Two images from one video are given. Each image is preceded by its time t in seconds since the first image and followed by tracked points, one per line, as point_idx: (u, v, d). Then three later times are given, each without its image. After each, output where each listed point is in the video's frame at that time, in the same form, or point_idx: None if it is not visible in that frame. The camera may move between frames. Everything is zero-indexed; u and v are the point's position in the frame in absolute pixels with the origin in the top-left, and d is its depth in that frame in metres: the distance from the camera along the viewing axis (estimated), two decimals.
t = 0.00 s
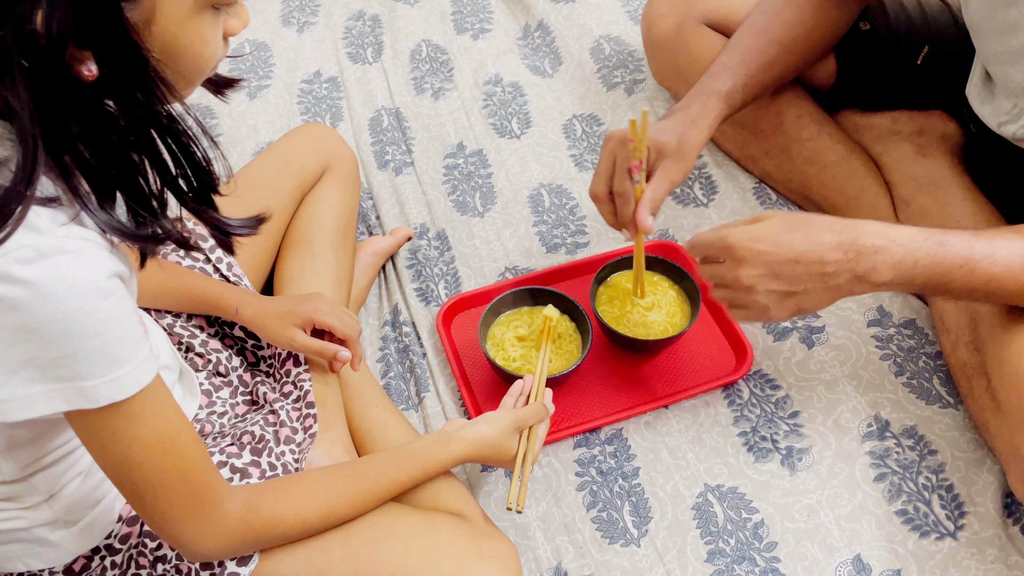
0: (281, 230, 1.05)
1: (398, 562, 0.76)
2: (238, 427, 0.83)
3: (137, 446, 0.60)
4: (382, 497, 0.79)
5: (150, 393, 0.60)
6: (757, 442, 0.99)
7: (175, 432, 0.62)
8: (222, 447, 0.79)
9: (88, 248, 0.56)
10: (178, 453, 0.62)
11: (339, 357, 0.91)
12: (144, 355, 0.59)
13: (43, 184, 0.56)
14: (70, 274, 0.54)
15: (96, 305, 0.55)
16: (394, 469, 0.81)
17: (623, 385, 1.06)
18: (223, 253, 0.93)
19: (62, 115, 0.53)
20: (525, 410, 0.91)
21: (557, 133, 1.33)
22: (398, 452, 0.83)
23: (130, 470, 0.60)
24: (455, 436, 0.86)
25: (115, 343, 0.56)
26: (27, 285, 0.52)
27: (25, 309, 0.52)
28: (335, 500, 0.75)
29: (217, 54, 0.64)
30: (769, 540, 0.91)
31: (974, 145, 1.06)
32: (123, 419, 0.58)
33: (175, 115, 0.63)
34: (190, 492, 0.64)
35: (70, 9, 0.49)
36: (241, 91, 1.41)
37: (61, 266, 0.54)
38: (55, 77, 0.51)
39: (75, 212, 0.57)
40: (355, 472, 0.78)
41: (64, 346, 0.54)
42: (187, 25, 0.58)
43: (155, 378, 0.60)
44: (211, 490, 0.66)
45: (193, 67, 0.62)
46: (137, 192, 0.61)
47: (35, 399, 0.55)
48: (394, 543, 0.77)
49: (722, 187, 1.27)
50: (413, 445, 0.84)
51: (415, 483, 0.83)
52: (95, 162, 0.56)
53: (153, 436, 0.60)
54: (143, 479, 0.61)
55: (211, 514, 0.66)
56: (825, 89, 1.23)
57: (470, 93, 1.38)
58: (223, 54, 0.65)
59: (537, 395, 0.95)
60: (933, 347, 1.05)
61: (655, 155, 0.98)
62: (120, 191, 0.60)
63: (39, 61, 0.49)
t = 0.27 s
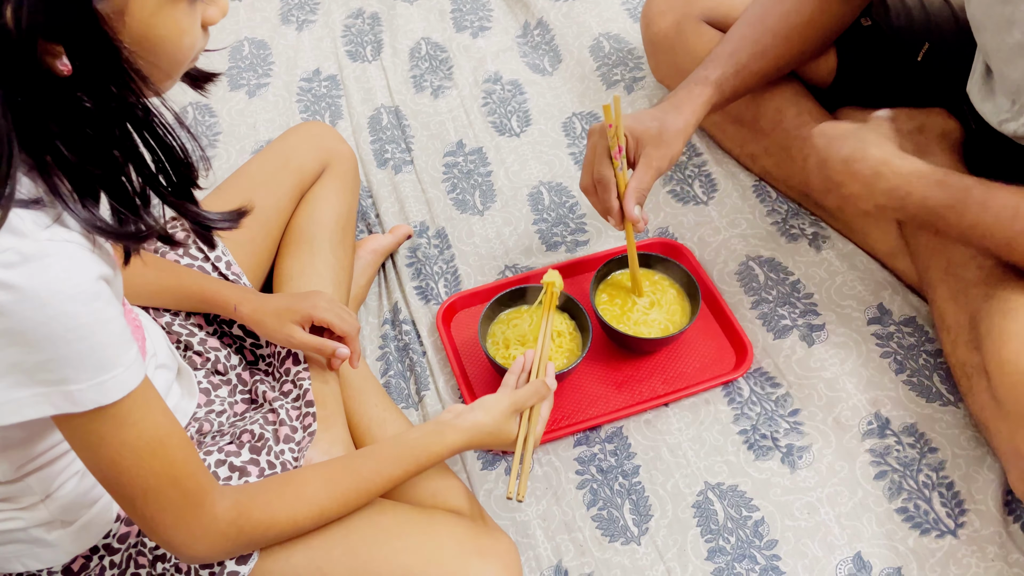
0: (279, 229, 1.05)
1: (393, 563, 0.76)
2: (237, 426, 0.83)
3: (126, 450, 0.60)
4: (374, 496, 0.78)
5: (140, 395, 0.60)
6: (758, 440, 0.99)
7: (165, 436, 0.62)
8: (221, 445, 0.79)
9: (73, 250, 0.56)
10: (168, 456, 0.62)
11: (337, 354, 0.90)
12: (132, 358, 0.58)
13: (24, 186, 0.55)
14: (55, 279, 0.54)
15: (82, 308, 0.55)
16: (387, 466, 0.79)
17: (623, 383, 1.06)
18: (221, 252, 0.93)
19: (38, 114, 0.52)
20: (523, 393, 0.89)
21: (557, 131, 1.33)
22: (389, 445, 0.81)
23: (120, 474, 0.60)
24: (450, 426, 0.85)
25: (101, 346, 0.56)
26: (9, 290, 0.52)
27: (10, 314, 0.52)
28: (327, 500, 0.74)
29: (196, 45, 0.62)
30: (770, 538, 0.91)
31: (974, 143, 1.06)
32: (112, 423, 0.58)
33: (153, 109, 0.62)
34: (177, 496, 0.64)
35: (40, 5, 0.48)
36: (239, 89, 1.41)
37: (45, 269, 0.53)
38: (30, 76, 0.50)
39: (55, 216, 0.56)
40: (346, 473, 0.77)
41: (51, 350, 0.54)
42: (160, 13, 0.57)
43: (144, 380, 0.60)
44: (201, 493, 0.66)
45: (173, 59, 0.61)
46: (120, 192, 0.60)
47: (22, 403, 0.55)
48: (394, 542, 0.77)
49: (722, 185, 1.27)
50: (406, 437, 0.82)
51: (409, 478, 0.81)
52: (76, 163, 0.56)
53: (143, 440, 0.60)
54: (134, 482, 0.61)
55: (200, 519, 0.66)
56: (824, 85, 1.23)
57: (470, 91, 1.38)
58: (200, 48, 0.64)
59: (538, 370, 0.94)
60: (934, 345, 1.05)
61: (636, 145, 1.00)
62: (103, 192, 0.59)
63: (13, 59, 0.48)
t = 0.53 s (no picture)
0: (277, 227, 1.05)
1: (391, 561, 0.76)
2: (236, 425, 0.83)
3: (116, 449, 0.59)
4: (366, 481, 0.76)
5: (128, 395, 0.60)
6: (757, 439, 0.99)
7: (155, 434, 0.62)
8: (220, 444, 0.79)
9: (53, 250, 0.56)
10: (160, 454, 0.62)
11: (336, 353, 0.90)
12: (118, 357, 0.58)
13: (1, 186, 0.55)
14: (34, 278, 0.54)
15: (63, 307, 0.55)
16: (379, 454, 0.76)
17: (622, 381, 1.06)
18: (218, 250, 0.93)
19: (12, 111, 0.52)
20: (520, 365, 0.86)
21: (556, 130, 1.33)
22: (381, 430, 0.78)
23: (112, 474, 0.60)
24: (444, 405, 0.81)
25: (85, 345, 0.56)
26: None
27: None
28: (318, 492, 0.73)
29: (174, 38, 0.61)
30: (769, 536, 0.91)
31: (973, 140, 1.06)
32: (100, 423, 0.58)
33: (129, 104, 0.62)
34: (167, 494, 0.63)
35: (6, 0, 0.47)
36: (238, 88, 1.41)
37: (27, 268, 0.54)
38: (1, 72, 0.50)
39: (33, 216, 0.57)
40: (335, 462, 0.74)
41: (36, 350, 0.54)
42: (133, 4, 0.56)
43: (132, 378, 0.60)
44: (193, 491, 0.65)
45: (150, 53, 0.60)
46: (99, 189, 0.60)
47: (9, 404, 0.55)
48: (393, 539, 0.77)
49: (721, 184, 1.26)
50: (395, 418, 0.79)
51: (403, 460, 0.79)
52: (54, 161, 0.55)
53: (132, 439, 0.60)
54: (125, 481, 0.61)
55: (190, 517, 0.65)
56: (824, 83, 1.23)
57: (469, 90, 1.38)
58: (178, 40, 0.62)
59: (537, 339, 0.91)
60: (933, 343, 1.05)
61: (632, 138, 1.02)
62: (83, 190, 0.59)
63: None
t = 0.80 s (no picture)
0: (276, 225, 1.05)
1: (388, 559, 0.76)
2: (234, 423, 0.83)
3: (110, 444, 0.60)
4: (367, 465, 0.74)
5: (119, 389, 0.60)
6: (756, 437, 0.99)
7: (150, 428, 0.62)
8: (218, 442, 0.79)
9: (37, 243, 0.56)
10: (155, 448, 0.62)
11: (334, 351, 0.90)
12: (105, 350, 0.58)
13: None
14: (17, 271, 0.54)
15: (45, 300, 0.55)
16: (380, 437, 0.74)
17: (621, 380, 1.06)
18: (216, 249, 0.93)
19: None
20: (523, 334, 0.85)
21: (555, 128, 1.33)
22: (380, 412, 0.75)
23: (108, 470, 0.60)
24: (444, 380, 0.79)
25: (69, 338, 0.56)
26: None
27: None
28: (319, 480, 0.70)
29: (153, 27, 0.61)
30: (767, 534, 0.91)
31: (971, 138, 1.06)
32: (92, 416, 0.58)
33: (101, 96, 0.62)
34: (163, 488, 0.62)
35: None
36: (237, 87, 1.41)
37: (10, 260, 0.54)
38: None
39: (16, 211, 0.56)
40: (333, 449, 0.72)
41: (22, 343, 0.54)
42: None
43: (122, 373, 0.60)
44: (191, 484, 0.64)
45: (127, 42, 0.60)
46: (74, 181, 0.61)
47: None
48: (392, 538, 0.77)
49: (720, 182, 1.27)
50: (392, 400, 0.77)
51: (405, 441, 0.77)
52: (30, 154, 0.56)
53: (125, 432, 0.60)
54: (120, 476, 0.60)
55: (188, 512, 0.64)
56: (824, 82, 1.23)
57: (468, 88, 1.38)
58: (158, 31, 0.63)
59: (540, 306, 0.93)
60: (931, 341, 1.05)
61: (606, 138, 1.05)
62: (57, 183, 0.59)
63: None
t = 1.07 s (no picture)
0: (274, 223, 1.05)
1: (389, 556, 0.76)
2: (233, 421, 0.83)
3: (123, 430, 0.60)
4: (385, 441, 0.72)
5: (125, 374, 0.60)
6: (753, 435, 0.99)
7: (160, 414, 0.61)
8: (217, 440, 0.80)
9: (33, 232, 0.57)
10: (167, 434, 0.62)
11: (334, 350, 0.91)
12: (108, 334, 0.58)
13: None
14: (13, 258, 0.54)
15: (42, 286, 0.55)
16: (396, 414, 0.72)
17: (619, 378, 1.06)
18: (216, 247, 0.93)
19: None
20: (536, 293, 0.80)
21: (553, 127, 1.33)
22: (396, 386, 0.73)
23: (122, 457, 0.60)
24: (456, 346, 0.75)
25: (70, 323, 0.56)
26: None
27: None
28: (335, 462, 0.69)
29: (148, 19, 0.60)
30: (765, 532, 0.91)
31: (968, 138, 1.06)
32: (100, 403, 0.58)
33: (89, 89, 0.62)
34: (181, 475, 0.63)
35: None
36: (236, 86, 1.41)
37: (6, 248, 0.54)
38: None
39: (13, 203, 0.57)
40: (348, 427, 0.71)
41: (23, 329, 0.54)
42: None
43: (128, 356, 0.60)
44: (206, 470, 0.64)
45: (120, 35, 0.59)
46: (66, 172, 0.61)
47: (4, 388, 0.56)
48: (392, 536, 0.78)
49: (718, 182, 1.27)
50: (404, 373, 0.74)
51: (421, 412, 0.74)
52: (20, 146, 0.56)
53: (137, 419, 0.60)
54: (132, 463, 0.61)
55: (205, 499, 0.64)
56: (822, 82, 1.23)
57: (466, 88, 1.38)
58: (155, 20, 0.61)
59: (555, 265, 0.89)
60: (928, 340, 1.05)
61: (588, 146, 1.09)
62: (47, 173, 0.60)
63: None
